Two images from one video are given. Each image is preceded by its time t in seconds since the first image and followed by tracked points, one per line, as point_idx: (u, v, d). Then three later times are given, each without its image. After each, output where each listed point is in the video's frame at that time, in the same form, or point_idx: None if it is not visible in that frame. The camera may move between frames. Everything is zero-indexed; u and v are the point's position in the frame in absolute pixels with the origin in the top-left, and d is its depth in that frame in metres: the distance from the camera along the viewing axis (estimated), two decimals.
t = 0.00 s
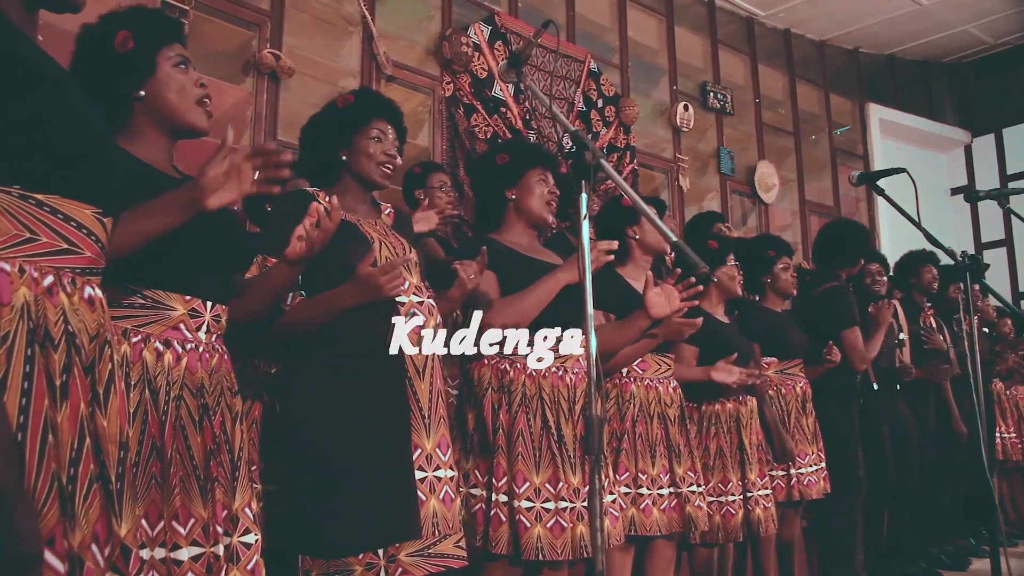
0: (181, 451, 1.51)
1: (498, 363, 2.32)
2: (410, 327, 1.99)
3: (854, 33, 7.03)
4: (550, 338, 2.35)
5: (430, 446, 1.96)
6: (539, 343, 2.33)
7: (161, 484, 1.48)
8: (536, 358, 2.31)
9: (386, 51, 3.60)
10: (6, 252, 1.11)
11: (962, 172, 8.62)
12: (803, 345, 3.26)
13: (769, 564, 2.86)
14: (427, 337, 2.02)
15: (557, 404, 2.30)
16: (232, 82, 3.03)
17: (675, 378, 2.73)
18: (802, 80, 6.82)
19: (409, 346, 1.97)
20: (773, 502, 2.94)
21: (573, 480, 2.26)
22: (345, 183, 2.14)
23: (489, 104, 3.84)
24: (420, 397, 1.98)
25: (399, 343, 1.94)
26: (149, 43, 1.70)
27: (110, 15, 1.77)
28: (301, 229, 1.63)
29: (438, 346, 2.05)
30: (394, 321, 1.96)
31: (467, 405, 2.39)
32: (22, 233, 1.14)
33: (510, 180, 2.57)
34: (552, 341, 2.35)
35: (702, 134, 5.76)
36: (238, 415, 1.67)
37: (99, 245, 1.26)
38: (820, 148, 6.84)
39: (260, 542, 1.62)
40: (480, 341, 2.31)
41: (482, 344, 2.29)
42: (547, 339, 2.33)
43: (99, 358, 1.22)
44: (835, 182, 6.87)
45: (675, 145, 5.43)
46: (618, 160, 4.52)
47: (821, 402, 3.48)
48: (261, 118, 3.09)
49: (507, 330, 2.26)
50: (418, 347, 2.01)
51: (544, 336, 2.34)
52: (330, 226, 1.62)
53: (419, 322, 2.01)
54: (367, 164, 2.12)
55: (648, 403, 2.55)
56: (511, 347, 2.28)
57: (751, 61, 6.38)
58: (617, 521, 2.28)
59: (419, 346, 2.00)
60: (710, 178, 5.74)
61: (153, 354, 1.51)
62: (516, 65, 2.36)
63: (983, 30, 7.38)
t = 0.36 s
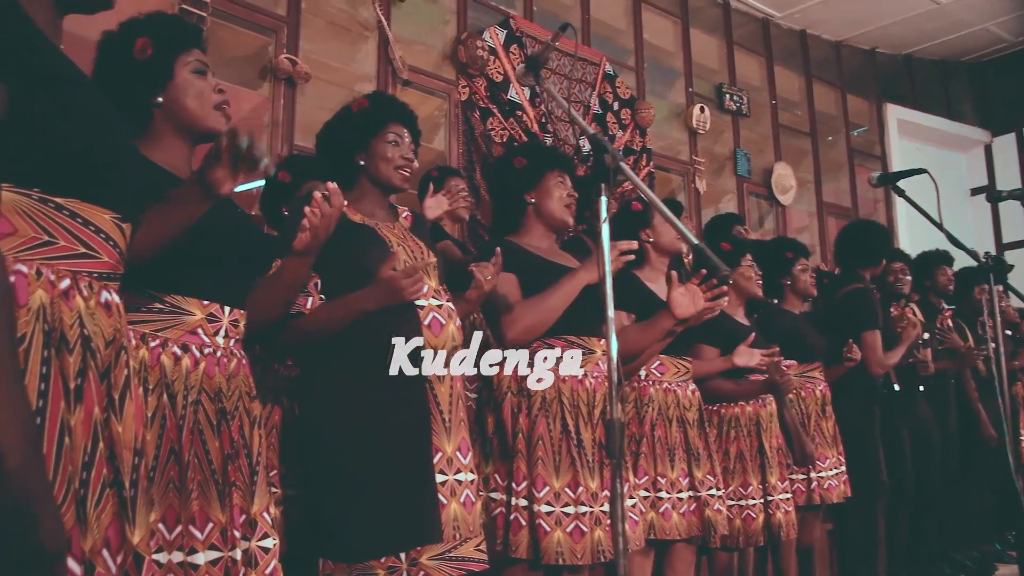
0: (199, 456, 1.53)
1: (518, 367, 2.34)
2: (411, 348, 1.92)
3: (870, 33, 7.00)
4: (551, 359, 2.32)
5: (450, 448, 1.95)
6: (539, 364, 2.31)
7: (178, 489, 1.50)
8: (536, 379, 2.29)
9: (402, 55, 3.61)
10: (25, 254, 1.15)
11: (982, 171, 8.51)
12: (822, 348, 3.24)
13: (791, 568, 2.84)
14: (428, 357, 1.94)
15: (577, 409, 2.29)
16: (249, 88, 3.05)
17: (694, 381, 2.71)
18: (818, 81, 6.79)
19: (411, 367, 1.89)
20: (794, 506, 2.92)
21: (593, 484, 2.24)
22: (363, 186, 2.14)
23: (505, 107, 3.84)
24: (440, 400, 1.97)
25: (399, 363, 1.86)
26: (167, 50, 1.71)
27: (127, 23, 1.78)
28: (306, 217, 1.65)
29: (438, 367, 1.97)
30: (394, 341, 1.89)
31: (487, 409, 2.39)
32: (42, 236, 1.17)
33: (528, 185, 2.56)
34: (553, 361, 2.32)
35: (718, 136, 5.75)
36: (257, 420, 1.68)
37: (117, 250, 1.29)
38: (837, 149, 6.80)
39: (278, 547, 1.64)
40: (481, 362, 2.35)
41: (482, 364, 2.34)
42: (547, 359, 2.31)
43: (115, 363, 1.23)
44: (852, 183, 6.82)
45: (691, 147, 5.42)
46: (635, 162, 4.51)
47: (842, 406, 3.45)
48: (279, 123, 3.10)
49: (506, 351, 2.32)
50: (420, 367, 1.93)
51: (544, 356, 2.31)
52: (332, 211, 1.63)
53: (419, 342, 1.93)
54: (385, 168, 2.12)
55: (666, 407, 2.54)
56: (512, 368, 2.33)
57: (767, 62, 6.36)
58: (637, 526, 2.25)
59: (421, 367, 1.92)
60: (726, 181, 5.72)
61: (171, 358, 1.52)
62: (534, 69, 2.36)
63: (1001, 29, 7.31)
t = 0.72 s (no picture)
0: (219, 458, 1.54)
1: (539, 370, 2.34)
2: (411, 372, 1.86)
3: (887, 34, 6.96)
4: (550, 385, 2.32)
5: (473, 450, 1.98)
6: (539, 390, 2.32)
7: (199, 492, 1.51)
8: (536, 406, 2.32)
9: (418, 59, 3.61)
10: (46, 257, 1.10)
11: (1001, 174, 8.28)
12: (838, 350, 3.22)
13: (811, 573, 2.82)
14: (428, 383, 1.86)
15: (600, 412, 2.30)
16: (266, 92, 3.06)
17: (711, 384, 2.72)
18: (835, 82, 6.76)
19: (410, 393, 1.83)
20: (812, 510, 2.90)
21: (616, 487, 2.24)
22: (381, 191, 2.15)
23: (520, 110, 3.86)
24: (463, 402, 1.98)
25: (399, 390, 1.83)
26: (181, 57, 1.72)
27: (144, 29, 1.79)
28: (309, 243, 1.64)
29: (438, 393, 1.87)
30: (394, 367, 1.85)
31: (506, 413, 2.41)
32: (62, 241, 1.11)
33: (547, 189, 2.56)
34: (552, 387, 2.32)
35: (735, 138, 5.73)
36: (275, 422, 1.71)
37: (138, 255, 1.23)
38: (854, 150, 6.76)
39: (296, 549, 1.65)
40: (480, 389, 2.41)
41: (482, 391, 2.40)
42: (547, 385, 2.32)
43: (135, 368, 1.21)
44: (870, 184, 6.79)
45: (708, 149, 5.41)
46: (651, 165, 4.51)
47: (858, 407, 3.47)
48: (296, 127, 3.11)
49: (506, 376, 2.41)
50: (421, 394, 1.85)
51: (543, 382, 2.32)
52: (332, 235, 1.62)
53: (420, 367, 1.87)
54: (405, 174, 2.13)
55: (683, 410, 2.53)
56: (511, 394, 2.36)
57: (784, 63, 6.34)
58: (657, 530, 2.24)
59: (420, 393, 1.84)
60: (743, 183, 5.71)
61: (190, 361, 1.53)
62: (552, 72, 2.36)
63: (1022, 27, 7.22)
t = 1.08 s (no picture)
0: (244, 461, 1.54)
1: (561, 376, 2.35)
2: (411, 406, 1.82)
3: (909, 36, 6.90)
4: (550, 418, 2.32)
5: (498, 455, 1.95)
6: (538, 422, 2.32)
7: (224, 495, 1.51)
8: (536, 438, 2.31)
9: (440, 64, 3.62)
10: (81, 261, 1.02)
11: None
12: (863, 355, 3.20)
13: None
14: (429, 415, 1.82)
15: (622, 417, 2.29)
16: (289, 97, 3.08)
17: (733, 389, 2.70)
18: (857, 84, 6.71)
19: (410, 425, 1.80)
20: (837, 515, 2.89)
21: (640, 493, 2.24)
22: (407, 194, 2.17)
23: (541, 114, 3.85)
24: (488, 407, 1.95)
25: (399, 422, 1.80)
26: (202, 63, 1.73)
27: (171, 35, 1.81)
28: (340, 264, 1.66)
29: (439, 426, 1.81)
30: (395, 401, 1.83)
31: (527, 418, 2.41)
32: (97, 244, 1.03)
33: (563, 192, 2.57)
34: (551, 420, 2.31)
35: (757, 141, 5.71)
36: (298, 424, 1.71)
37: (170, 261, 1.15)
38: (877, 153, 6.70)
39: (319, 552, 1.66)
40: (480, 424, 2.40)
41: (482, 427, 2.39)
42: (547, 418, 2.32)
43: (168, 371, 1.15)
44: (893, 187, 6.73)
45: (729, 152, 5.39)
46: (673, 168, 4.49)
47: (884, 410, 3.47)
48: (317, 132, 3.12)
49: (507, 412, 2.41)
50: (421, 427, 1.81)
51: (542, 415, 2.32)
52: (366, 258, 1.65)
53: (420, 400, 1.83)
54: (434, 178, 2.15)
55: (706, 414, 2.52)
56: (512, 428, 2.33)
57: (806, 66, 6.31)
58: (685, 534, 2.25)
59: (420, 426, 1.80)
60: (765, 186, 5.68)
61: (215, 365, 1.55)
62: (577, 76, 2.36)
63: None
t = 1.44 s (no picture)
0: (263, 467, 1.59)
1: (575, 380, 2.35)
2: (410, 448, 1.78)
3: (927, 36, 6.85)
4: (550, 461, 2.31)
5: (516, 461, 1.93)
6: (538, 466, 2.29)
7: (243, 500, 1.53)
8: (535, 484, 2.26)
9: (455, 68, 3.63)
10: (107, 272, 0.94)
11: None
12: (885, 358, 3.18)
13: None
14: (429, 457, 1.77)
15: (636, 421, 2.28)
16: (305, 102, 3.09)
17: (752, 392, 2.68)
18: (874, 86, 6.68)
19: (410, 468, 1.77)
20: (856, 520, 2.87)
21: (653, 497, 2.24)
22: (430, 200, 2.18)
23: (556, 118, 3.85)
24: (505, 412, 1.96)
25: (399, 465, 1.77)
26: (221, 69, 1.73)
27: (192, 42, 1.82)
28: (363, 258, 1.63)
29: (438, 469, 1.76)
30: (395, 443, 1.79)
31: (544, 422, 2.41)
32: (121, 251, 0.95)
33: (570, 195, 2.57)
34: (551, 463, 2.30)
35: (772, 144, 5.69)
36: (315, 431, 1.78)
37: (194, 268, 1.05)
38: (894, 154, 6.66)
39: (335, 557, 1.72)
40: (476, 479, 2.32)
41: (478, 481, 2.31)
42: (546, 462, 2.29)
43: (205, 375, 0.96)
44: (911, 189, 6.68)
45: (745, 155, 5.38)
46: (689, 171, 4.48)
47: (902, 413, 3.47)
48: (333, 137, 3.13)
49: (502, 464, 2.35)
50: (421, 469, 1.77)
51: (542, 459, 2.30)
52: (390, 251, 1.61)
53: (421, 442, 1.79)
54: (458, 185, 2.16)
55: (724, 418, 2.51)
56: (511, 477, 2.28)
57: (822, 68, 6.29)
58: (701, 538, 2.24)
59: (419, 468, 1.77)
60: (781, 189, 5.66)
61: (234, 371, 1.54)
62: (594, 80, 2.36)
63: None
